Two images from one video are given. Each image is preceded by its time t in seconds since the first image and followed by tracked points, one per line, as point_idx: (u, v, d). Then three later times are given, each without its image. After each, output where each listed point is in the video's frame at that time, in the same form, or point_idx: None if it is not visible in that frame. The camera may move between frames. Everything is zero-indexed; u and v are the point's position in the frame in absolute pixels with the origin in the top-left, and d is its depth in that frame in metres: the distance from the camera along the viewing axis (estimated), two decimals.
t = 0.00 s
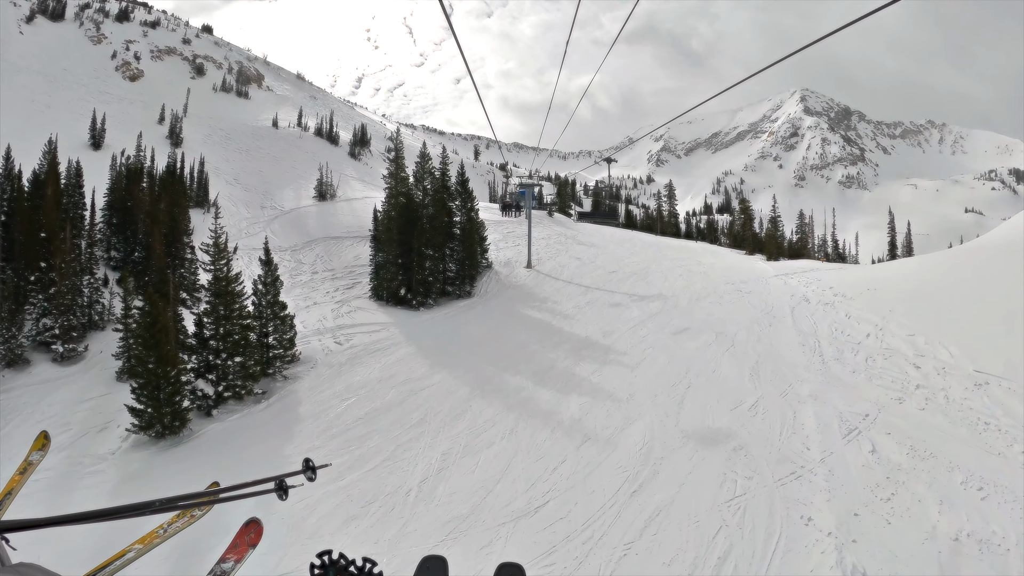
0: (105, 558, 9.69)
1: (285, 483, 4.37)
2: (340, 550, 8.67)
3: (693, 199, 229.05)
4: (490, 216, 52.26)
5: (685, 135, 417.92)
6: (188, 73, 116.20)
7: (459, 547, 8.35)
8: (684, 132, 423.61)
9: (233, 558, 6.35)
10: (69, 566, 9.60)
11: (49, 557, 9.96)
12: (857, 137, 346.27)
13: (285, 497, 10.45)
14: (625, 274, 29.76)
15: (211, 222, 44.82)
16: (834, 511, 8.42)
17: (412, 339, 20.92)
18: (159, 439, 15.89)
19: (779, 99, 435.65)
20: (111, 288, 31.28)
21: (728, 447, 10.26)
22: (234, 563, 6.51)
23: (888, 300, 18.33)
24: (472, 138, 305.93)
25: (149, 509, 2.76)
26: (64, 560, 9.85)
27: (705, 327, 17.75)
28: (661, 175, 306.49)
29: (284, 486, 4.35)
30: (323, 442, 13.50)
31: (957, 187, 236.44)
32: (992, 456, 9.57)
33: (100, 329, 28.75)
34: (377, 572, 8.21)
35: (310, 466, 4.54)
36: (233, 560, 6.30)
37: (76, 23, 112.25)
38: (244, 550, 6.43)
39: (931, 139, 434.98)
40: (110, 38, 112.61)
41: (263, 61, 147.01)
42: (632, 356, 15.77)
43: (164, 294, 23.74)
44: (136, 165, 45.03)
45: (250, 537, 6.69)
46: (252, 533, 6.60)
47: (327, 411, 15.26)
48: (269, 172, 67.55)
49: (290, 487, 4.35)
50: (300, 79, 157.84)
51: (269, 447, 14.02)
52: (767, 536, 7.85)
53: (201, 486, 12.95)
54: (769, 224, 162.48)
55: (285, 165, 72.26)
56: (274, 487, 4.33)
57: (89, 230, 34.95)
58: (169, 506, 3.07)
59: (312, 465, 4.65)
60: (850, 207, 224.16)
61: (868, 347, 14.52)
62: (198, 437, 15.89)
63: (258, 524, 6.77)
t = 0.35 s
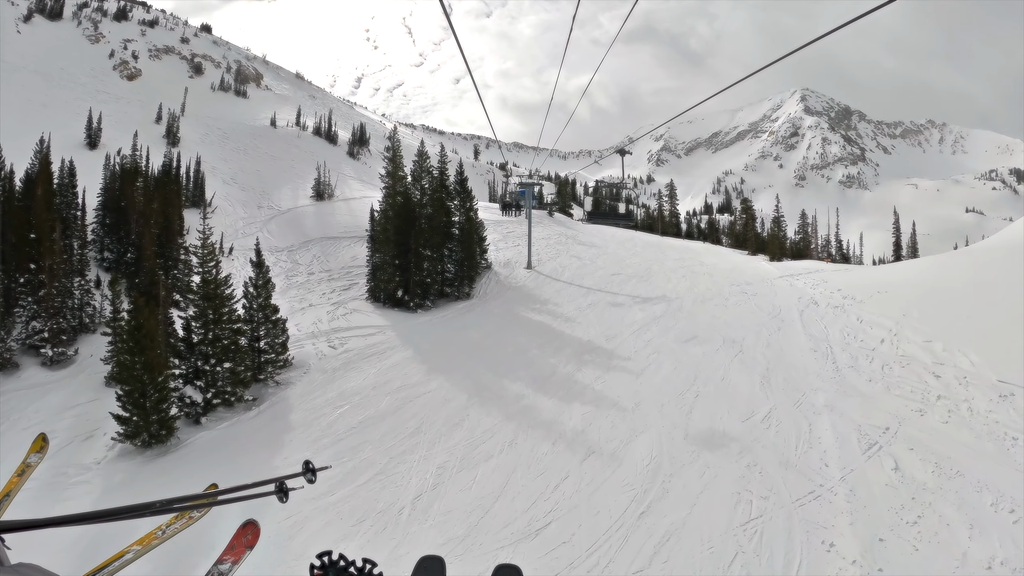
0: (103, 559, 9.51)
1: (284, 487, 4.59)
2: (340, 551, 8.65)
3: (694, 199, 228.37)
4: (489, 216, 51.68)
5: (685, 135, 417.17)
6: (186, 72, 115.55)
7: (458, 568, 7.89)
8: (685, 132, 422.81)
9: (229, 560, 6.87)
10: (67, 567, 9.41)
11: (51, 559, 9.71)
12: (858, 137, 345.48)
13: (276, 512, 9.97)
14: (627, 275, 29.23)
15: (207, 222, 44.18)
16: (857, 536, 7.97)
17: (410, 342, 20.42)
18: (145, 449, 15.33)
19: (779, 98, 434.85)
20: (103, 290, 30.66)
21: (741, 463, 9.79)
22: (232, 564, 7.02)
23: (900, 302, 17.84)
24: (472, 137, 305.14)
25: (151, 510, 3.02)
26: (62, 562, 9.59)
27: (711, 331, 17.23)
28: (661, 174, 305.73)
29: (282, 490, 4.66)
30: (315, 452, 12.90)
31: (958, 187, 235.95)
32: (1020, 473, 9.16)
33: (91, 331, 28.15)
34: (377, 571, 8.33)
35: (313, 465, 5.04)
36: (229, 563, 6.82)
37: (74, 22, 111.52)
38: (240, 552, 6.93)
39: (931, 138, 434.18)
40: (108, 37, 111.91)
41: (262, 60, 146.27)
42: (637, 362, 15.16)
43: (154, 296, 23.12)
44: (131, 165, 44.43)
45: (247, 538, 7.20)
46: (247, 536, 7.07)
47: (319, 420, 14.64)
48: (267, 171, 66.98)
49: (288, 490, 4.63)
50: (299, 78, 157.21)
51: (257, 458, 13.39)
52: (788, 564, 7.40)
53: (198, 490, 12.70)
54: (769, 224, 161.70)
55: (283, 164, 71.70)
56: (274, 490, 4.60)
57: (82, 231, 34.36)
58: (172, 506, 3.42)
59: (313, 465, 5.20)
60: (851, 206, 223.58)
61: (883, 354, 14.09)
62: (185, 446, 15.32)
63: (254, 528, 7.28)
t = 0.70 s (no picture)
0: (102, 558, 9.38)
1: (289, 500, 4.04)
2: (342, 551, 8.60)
3: (694, 199, 227.71)
4: (489, 216, 51.04)
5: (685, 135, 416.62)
6: (184, 72, 114.90)
7: None
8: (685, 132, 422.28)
9: (232, 558, 6.32)
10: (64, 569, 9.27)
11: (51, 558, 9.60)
12: (858, 137, 344.89)
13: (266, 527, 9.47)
14: (629, 277, 28.66)
15: (203, 223, 43.58)
16: (884, 562, 7.51)
17: (408, 346, 19.86)
18: (130, 459, 14.70)
19: (779, 98, 433.92)
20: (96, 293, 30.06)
21: (756, 481, 9.28)
22: (233, 564, 6.47)
23: (911, 306, 17.37)
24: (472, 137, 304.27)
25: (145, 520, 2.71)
26: (61, 562, 9.47)
27: (719, 335, 16.65)
28: (662, 174, 305.02)
29: (286, 502, 3.96)
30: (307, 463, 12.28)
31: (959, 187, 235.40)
32: None
33: (82, 335, 27.54)
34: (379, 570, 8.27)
35: (312, 482, 4.15)
36: (231, 562, 6.26)
37: (72, 21, 110.86)
38: (243, 551, 6.39)
39: (932, 139, 433.78)
40: (106, 36, 111.26)
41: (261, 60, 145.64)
42: (641, 369, 14.55)
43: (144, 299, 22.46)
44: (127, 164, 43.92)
45: (249, 537, 6.64)
46: (250, 534, 6.52)
47: (310, 430, 14.04)
48: (265, 171, 66.43)
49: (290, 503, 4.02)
50: (299, 78, 156.74)
51: (244, 469, 12.82)
52: None
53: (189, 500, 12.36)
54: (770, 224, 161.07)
55: (281, 164, 71.19)
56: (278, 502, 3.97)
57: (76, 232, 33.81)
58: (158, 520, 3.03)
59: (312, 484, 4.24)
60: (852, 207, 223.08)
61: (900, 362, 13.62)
62: (173, 456, 14.72)
63: (257, 526, 6.74)
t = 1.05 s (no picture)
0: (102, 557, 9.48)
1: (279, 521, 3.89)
2: (340, 548, 8.75)
3: (695, 200, 227.07)
4: (488, 217, 50.49)
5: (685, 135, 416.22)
6: (183, 72, 114.42)
7: None
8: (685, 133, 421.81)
9: (232, 557, 6.44)
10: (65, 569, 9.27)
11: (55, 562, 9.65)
12: (859, 137, 344.43)
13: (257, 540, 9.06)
14: (631, 279, 28.09)
15: (198, 223, 42.99)
16: None
17: (405, 351, 19.29)
18: (114, 471, 14.08)
19: (779, 99, 434.02)
20: (87, 295, 29.50)
21: (773, 504, 8.74)
22: (232, 563, 6.59)
23: (924, 310, 16.82)
24: (472, 138, 303.92)
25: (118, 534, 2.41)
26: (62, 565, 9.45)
27: (725, 341, 16.04)
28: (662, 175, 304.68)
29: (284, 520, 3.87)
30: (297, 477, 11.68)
31: (960, 187, 234.88)
32: None
33: (71, 338, 26.93)
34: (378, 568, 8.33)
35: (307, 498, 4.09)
36: (234, 557, 6.41)
37: (70, 21, 110.46)
38: (241, 551, 6.53)
39: (932, 139, 433.41)
40: (104, 37, 110.80)
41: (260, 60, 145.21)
42: (647, 377, 13.94)
43: (133, 303, 21.91)
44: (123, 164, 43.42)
45: (248, 538, 6.83)
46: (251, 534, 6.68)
47: (301, 441, 13.45)
48: (263, 171, 65.85)
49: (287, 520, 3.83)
50: (298, 79, 156.48)
51: (232, 481, 12.25)
52: None
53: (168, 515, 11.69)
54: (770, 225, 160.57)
55: (279, 164, 70.68)
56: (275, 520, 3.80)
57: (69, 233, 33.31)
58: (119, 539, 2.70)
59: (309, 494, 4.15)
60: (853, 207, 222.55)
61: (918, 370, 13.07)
62: (158, 468, 14.09)
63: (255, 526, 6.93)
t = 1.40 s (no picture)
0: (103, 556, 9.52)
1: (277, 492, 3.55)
2: (341, 547, 8.81)
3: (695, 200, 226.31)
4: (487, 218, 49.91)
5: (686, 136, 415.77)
6: (181, 72, 113.95)
7: None
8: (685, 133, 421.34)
9: (230, 554, 6.21)
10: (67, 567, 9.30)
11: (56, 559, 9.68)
12: (859, 138, 343.79)
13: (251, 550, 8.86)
14: (633, 281, 27.51)
15: (193, 225, 42.41)
16: None
17: (400, 356, 18.70)
18: (97, 484, 13.46)
19: (779, 100, 433.39)
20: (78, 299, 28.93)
21: (791, 528, 8.19)
22: (232, 560, 6.36)
23: (940, 315, 16.17)
24: (472, 138, 303.13)
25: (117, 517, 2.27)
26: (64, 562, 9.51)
27: (733, 348, 15.44)
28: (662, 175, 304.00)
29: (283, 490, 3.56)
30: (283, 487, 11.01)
31: (961, 188, 234.38)
32: None
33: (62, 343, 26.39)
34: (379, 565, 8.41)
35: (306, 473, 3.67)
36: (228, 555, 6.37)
37: (69, 21, 109.99)
38: (241, 547, 6.32)
39: (933, 140, 432.75)
40: (103, 37, 110.31)
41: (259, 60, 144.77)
42: (652, 386, 13.36)
43: (122, 306, 21.32)
44: (117, 165, 42.89)
45: (247, 533, 6.54)
46: (249, 531, 6.43)
47: (290, 454, 12.83)
48: (261, 172, 65.31)
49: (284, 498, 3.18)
50: (297, 79, 156.11)
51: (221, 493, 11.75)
52: None
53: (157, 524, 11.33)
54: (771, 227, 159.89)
55: (277, 165, 70.17)
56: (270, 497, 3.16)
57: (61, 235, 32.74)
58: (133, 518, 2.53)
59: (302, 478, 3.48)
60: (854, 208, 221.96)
61: (937, 380, 12.49)
62: (142, 481, 13.47)
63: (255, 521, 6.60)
